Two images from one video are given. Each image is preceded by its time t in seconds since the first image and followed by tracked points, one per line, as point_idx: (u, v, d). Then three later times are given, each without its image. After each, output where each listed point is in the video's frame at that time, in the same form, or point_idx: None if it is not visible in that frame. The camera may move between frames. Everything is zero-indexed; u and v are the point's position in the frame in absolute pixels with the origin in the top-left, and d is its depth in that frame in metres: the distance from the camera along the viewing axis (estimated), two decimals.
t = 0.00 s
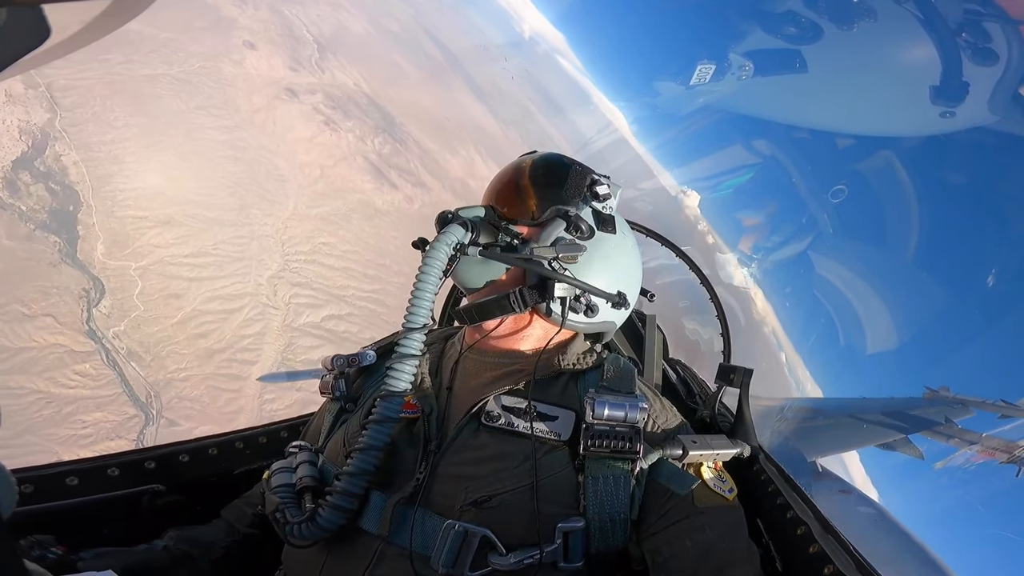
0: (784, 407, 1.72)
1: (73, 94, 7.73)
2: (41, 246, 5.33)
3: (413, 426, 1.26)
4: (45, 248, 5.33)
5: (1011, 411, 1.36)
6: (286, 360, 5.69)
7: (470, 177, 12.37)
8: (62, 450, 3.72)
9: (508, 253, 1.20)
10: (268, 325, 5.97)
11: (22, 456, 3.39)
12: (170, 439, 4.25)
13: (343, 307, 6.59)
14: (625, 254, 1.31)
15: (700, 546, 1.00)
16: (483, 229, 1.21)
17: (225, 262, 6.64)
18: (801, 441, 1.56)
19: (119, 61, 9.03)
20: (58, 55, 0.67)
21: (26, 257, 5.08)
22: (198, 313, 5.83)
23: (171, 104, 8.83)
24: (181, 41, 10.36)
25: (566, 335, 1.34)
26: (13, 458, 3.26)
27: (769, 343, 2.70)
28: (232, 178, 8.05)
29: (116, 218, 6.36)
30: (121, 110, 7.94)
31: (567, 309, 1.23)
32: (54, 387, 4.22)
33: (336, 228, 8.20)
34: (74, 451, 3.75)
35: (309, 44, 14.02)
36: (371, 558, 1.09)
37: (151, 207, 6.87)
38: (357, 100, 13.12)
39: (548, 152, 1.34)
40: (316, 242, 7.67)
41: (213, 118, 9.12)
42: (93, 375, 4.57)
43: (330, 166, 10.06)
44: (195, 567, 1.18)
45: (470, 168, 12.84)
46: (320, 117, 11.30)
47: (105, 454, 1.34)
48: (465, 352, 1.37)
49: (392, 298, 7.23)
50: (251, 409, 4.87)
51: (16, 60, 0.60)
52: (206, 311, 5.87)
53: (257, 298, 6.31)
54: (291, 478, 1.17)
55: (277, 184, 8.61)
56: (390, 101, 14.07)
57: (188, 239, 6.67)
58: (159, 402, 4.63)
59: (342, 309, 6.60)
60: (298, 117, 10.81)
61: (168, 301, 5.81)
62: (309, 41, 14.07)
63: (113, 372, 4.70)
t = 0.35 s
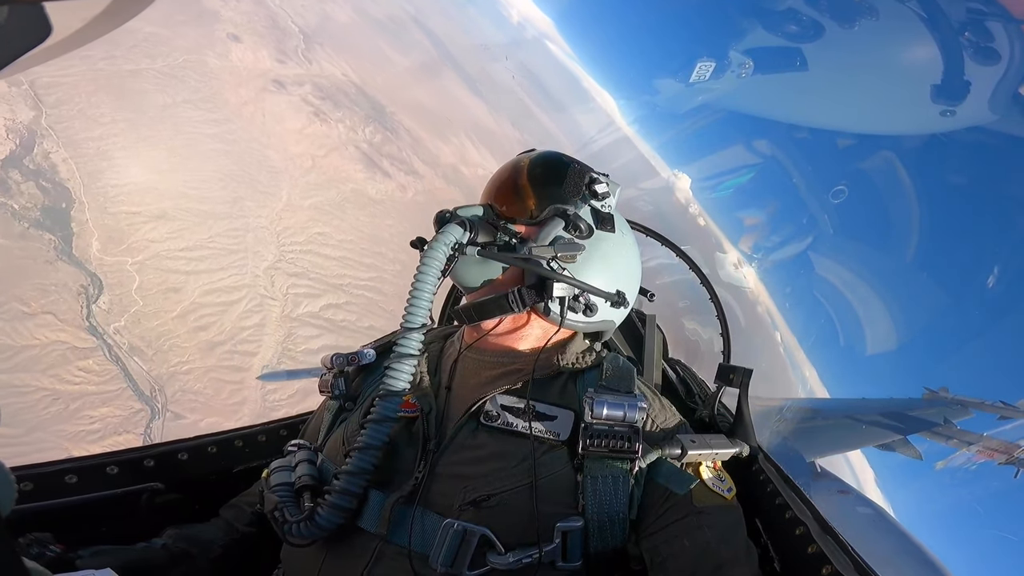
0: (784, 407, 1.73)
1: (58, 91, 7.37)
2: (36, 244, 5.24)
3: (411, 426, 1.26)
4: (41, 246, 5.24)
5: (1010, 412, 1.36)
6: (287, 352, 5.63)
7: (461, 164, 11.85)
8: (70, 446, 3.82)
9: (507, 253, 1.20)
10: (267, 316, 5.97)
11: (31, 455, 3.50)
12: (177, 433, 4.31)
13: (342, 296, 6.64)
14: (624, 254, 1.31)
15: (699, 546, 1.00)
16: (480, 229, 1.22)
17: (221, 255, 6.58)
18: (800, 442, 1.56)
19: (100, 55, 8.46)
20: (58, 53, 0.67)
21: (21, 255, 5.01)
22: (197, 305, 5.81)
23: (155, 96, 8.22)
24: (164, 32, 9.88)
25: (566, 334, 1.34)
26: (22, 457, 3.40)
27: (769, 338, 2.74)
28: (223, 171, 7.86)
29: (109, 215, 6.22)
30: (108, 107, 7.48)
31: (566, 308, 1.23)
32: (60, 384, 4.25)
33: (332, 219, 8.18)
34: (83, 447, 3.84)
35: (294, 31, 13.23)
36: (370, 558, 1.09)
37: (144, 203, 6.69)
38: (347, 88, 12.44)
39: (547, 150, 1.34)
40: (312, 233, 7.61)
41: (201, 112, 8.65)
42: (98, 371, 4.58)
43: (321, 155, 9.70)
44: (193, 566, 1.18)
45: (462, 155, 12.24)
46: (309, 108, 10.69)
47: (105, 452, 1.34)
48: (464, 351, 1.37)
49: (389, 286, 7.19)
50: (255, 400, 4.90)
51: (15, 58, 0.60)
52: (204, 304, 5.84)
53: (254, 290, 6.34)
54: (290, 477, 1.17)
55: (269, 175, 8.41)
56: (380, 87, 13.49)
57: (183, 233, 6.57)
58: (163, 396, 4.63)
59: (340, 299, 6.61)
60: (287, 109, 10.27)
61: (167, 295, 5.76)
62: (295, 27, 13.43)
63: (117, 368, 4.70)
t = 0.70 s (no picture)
0: (783, 407, 1.72)
1: (41, 89, 7.38)
2: (30, 243, 5.26)
3: (410, 427, 1.26)
4: (36, 246, 5.26)
5: (1009, 413, 1.35)
6: (287, 345, 5.61)
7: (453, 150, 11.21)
8: (78, 443, 3.79)
9: (506, 254, 1.20)
10: (266, 307, 5.98)
11: (40, 451, 3.53)
12: (183, 428, 4.31)
13: (339, 286, 6.55)
14: (624, 254, 1.31)
15: (698, 547, 1.00)
16: (480, 229, 1.22)
17: (214, 250, 6.49)
18: (799, 442, 1.57)
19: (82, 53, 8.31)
20: (56, 53, 0.68)
21: (17, 255, 5.03)
22: (195, 299, 5.81)
23: (141, 94, 8.19)
24: (145, 29, 9.85)
25: (565, 334, 1.34)
26: (32, 454, 3.46)
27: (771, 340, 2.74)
28: (215, 164, 7.77)
29: (102, 211, 6.22)
30: (92, 104, 7.47)
31: (566, 309, 1.23)
32: (65, 382, 4.24)
33: (330, 207, 8.10)
34: (91, 443, 3.82)
35: (279, 22, 13.12)
36: (369, 559, 1.10)
37: (137, 197, 6.72)
38: (335, 79, 12.37)
39: (546, 149, 1.34)
40: (306, 224, 7.55)
41: (189, 106, 8.61)
42: (101, 367, 4.54)
43: (312, 147, 9.49)
44: (192, 566, 1.18)
45: (453, 142, 11.45)
46: (297, 99, 10.50)
47: (104, 452, 1.34)
48: (463, 352, 1.37)
49: (386, 274, 7.06)
50: (258, 392, 4.88)
51: (14, 59, 0.60)
52: (202, 298, 5.83)
53: (250, 281, 6.32)
54: (289, 478, 1.17)
55: (262, 168, 8.33)
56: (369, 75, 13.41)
57: (179, 229, 6.59)
58: (167, 390, 4.60)
59: (337, 288, 6.56)
60: (276, 100, 10.18)
61: (165, 290, 5.75)
62: (280, 19, 13.33)
63: (120, 364, 4.66)
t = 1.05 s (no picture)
0: (782, 407, 1.73)
1: (24, 89, 7.51)
2: (25, 242, 5.26)
3: (410, 430, 1.26)
4: (31, 245, 5.25)
5: (1009, 413, 1.35)
6: (287, 337, 5.62)
7: (444, 139, 11.78)
8: (88, 440, 3.77)
9: (505, 255, 1.20)
10: (265, 300, 5.99)
11: (51, 450, 3.54)
12: (190, 421, 4.27)
13: (336, 276, 6.66)
14: (623, 254, 1.31)
15: (696, 548, 1.00)
16: (479, 229, 1.21)
17: (211, 243, 6.50)
18: (799, 442, 1.57)
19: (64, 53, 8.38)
20: (58, 54, 0.68)
21: (13, 255, 5.01)
22: (193, 293, 5.79)
23: (126, 91, 8.19)
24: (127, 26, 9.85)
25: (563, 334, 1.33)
26: (43, 453, 3.46)
27: (770, 340, 2.74)
28: (208, 159, 7.84)
29: (94, 209, 6.22)
30: (77, 101, 7.54)
31: (565, 310, 1.23)
32: (70, 379, 4.19)
33: (323, 198, 8.23)
34: (100, 441, 3.77)
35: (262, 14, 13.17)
36: (370, 562, 1.10)
37: (129, 194, 6.72)
38: (323, 70, 12.45)
39: (545, 148, 1.33)
40: (300, 216, 7.63)
41: (174, 101, 8.66)
42: (105, 364, 4.48)
43: (303, 139, 9.63)
44: (192, 565, 1.19)
45: (444, 131, 12.13)
46: (286, 91, 10.69)
47: (103, 452, 1.34)
48: (462, 353, 1.37)
49: (381, 264, 7.28)
50: (261, 383, 4.89)
51: (15, 57, 0.60)
52: (201, 292, 5.82)
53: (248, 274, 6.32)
54: (290, 481, 1.17)
55: (253, 161, 8.37)
56: (356, 67, 13.54)
57: (172, 224, 6.56)
58: (171, 385, 4.58)
59: (334, 278, 6.68)
60: (263, 93, 10.24)
61: (162, 285, 5.74)
62: (264, 11, 13.33)
63: (123, 360, 4.62)
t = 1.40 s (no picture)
0: (781, 407, 1.73)
1: (8, 91, 7.61)
2: (19, 242, 5.22)
3: (409, 431, 1.26)
4: (26, 245, 5.22)
5: (1008, 413, 1.35)
6: (286, 330, 5.61)
7: (433, 130, 12.10)
8: (95, 438, 3.72)
9: (503, 256, 1.20)
10: (263, 293, 6.03)
11: (60, 449, 3.49)
12: (195, 416, 4.21)
13: (332, 267, 6.78)
14: (623, 254, 1.31)
15: (695, 548, 1.00)
16: (476, 229, 1.19)
17: (205, 238, 6.55)
18: (798, 442, 1.57)
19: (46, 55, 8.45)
20: (58, 54, 0.68)
21: (7, 256, 4.96)
22: (191, 289, 5.82)
23: (110, 88, 8.35)
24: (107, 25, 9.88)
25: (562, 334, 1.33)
26: (54, 451, 3.40)
27: (771, 341, 2.73)
28: (199, 155, 7.94)
29: (87, 208, 6.24)
30: (61, 101, 7.64)
31: (564, 310, 1.23)
32: (74, 378, 4.13)
33: (316, 190, 8.38)
34: (109, 438, 3.74)
35: (243, 10, 13.26)
36: (370, 563, 1.10)
37: (119, 190, 6.78)
38: (309, 64, 12.58)
39: (542, 146, 1.33)
40: (293, 209, 7.71)
41: (160, 98, 8.73)
42: (107, 362, 4.46)
43: (293, 132, 9.73)
44: (191, 565, 1.19)
45: (434, 122, 12.66)
46: (273, 85, 10.81)
47: (102, 451, 1.34)
48: (461, 353, 1.37)
49: (376, 253, 7.45)
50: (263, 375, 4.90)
51: (12, 57, 0.60)
52: (198, 287, 5.85)
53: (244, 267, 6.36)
54: (289, 483, 1.17)
55: (244, 155, 8.46)
56: (341, 61, 13.69)
57: (166, 220, 6.66)
58: (174, 380, 4.57)
59: (330, 270, 6.75)
60: (250, 87, 10.33)
61: (159, 282, 5.75)
62: (245, 9, 13.42)
63: (125, 357, 4.61)
